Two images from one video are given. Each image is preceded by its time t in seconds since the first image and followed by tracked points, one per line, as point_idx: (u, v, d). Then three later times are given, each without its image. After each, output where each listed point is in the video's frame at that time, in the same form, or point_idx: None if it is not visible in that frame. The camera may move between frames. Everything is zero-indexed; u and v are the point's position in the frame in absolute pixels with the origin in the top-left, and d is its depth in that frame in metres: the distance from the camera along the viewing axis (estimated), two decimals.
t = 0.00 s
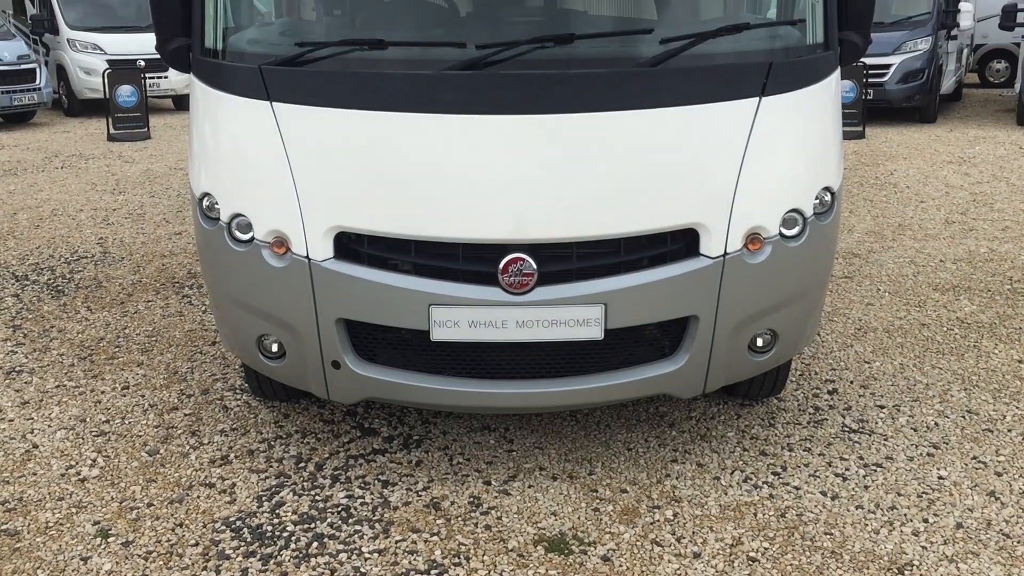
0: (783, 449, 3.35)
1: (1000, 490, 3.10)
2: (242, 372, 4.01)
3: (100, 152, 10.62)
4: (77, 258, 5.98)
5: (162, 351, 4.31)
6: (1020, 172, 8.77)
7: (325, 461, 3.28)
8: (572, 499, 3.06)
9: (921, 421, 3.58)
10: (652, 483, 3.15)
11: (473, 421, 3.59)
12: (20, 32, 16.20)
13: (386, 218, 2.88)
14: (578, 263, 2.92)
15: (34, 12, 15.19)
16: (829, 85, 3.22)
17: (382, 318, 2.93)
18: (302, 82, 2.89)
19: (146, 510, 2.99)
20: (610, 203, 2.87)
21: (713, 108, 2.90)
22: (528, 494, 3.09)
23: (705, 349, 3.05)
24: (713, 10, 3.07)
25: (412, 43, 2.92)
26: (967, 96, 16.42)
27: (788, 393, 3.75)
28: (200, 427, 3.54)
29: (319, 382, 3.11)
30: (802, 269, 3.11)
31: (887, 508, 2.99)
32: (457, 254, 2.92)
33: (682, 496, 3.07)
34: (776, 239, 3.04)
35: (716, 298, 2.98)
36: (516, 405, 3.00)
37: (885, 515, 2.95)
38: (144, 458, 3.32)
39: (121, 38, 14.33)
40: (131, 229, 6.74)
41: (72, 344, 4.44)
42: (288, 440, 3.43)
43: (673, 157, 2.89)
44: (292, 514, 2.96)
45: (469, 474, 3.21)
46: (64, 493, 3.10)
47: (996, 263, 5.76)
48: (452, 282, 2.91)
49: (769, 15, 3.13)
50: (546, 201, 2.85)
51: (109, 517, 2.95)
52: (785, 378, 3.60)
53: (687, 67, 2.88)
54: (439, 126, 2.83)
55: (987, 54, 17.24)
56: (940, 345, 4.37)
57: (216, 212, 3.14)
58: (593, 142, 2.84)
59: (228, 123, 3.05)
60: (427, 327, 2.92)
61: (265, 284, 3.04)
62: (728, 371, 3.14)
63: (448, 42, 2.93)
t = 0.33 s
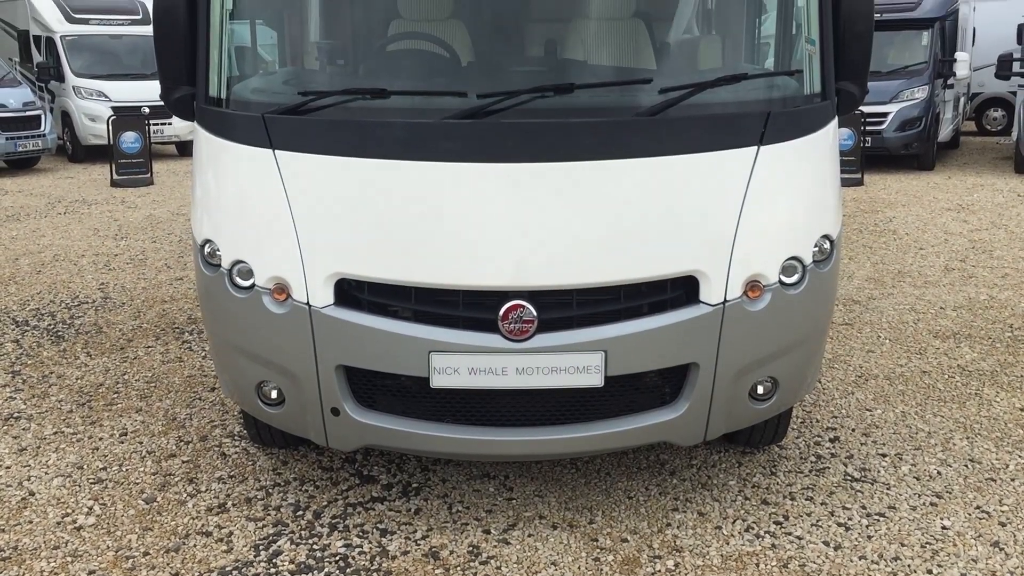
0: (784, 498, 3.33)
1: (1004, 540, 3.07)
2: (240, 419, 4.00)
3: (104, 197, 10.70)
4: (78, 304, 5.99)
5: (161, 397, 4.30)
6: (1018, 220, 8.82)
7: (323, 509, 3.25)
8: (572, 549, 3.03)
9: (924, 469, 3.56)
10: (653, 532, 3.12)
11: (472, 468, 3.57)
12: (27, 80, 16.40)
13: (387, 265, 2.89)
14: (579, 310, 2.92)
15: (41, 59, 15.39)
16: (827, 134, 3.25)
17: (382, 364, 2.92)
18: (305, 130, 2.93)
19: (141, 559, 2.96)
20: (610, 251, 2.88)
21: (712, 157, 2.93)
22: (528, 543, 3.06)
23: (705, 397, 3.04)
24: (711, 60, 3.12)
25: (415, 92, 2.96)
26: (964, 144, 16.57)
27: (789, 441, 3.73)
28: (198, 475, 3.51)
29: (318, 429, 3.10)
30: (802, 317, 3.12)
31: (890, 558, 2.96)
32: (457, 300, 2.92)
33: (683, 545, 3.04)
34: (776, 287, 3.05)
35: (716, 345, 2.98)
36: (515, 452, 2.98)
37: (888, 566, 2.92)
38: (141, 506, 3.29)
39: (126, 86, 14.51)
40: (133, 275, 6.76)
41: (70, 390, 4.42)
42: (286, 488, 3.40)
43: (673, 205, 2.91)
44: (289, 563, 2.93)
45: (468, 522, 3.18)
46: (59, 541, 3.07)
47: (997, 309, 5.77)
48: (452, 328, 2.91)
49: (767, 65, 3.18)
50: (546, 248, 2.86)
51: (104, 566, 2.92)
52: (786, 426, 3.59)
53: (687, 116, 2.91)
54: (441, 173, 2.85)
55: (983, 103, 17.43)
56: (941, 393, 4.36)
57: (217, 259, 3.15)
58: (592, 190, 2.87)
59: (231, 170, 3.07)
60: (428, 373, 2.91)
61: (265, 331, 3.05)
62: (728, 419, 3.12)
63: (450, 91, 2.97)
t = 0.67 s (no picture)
0: (786, 542, 3.30)
1: None
2: (239, 460, 3.98)
3: (106, 238, 10.74)
4: (78, 344, 5.98)
5: (160, 438, 4.28)
6: (1018, 263, 8.84)
7: (320, 552, 3.22)
8: None
9: (926, 514, 3.53)
10: None
11: (472, 511, 3.55)
12: (32, 121, 16.55)
13: (388, 306, 2.90)
14: (579, 352, 2.92)
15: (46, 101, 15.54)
16: (826, 178, 3.27)
17: (381, 406, 2.92)
18: (307, 173, 2.96)
19: None
20: (610, 294, 2.89)
21: (711, 200, 2.95)
22: None
23: (706, 440, 3.03)
24: (710, 104, 3.16)
25: (416, 135, 2.99)
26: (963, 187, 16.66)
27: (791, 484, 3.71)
28: (195, 517, 3.48)
29: (317, 471, 3.08)
30: (802, 360, 3.11)
31: None
32: (457, 342, 2.92)
33: None
34: (776, 330, 3.05)
35: (716, 388, 2.97)
36: (515, 495, 2.96)
37: None
38: (137, 549, 3.26)
39: (131, 127, 14.64)
40: (134, 315, 6.77)
41: (69, 431, 4.40)
42: (284, 531, 3.37)
43: (672, 248, 2.93)
44: None
45: (467, 567, 3.15)
46: None
47: (998, 353, 5.76)
48: (452, 371, 2.91)
49: (766, 109, 3.23)
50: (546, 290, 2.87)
51: None
52: (787, 470, 3.57)
53: (686, 159, 2.94)
54: (441, 216, 2.87)
55: (982, 146, 17.55)
56: (943, 437, 4.34)
57: (218, 300, 3.16)
58: (592, 233, 2.88)
59: (233, 212, 3.09)
60: (427, 415, 2.90)
61: (265, 372, 3.04)
62: (728, 463, 3.10)
63: (451, 135, 3.00)
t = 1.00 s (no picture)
0: None
1: None
2: (236, 499, 3.95)
3: (106, 275, 10.77)
4: (76, 381, 5.97)
5: (157, 476, 4.26)
6: (1017, 302, 8.85)
7: None
8: None
9: (928, 555, 3.50)
10: None
11: (470, 551, 3.52)
12: (35, 158, 16.66)
13: (388, 345, 2.90)
14: (578, 391, 2.92)
15: (50, 139, 15.66)
16: (825, 216, 3.29)
17: (380, 444, 2.91)
18: (307, 212, 2.98)
19: None
20: (610, 332, 2.89)
21: (710, 239, 2.97)
22: None
23: (706, 479, 3.01)
24: (710, 143, 3.19)
25: (416, 174, 3.02)
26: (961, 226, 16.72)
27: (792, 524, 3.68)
28: (191, 556, 3.46)
29: (314, 510, 3.06)
30: (802, 399, 3.11)
31: None
32: (457, 380, 2.92)
33: None
34: (775, 369, 3.05)
35: (716, 427, 2.96)
36: (513, 534, 2.94)
37: None
38: None
39: (133, 165, 14.74)
40: (133, 352, 6.76)
41: (65, 469, 4.38)
42: (281, 571, 3.34)
43: (672, 286, 2.94)
44: None
45: None
46: None
47: (998, 392, 5.75)
48: (451, 409, 2.91)
49: (764, 148, 3.26)
50: (546, 329, 2.88)
51: None
52: (787, 510, 3.54)
53: (685, 198, 2.96)
54: (441, 254, 2.88)
55: (980, 186, 17.64)
56: (944, 476, 4.32)
57: (217, 337, 3.16)
58: (592, 271, 2.89)
59: (234, 249, 3.10)
60: (426, 453, 2.89)
61: (263, 410, 3.04)
62: (728, 502, 3.08)
63: (451, 173, 3.02)
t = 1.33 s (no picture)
0: None
1: None
2: (234, 536, 3.92)
3: (105, 310, 10.77)
4: (74, 417, 5.95)
5: (154, 513, 4.23)
6: (1017, 339, 8.85)
7: None
8: None
9: None
10: None
11: None
12: (36, 194, 16.73)
13: (387, 380, 2.90)
14: (578, 427, 2.91)
15: (52, 175, 15.74)
16: (823, 252, 3.29)
17: (379, 480, 2.89)
18: (306, 248, 2.99)
19: None
20: (609, 368, 2.89)
21: (709, 275, 2.97)
22: None
23: (706, 516, 2.99)
24: (709, 180, 3.21)
25: (416, 210, 3.03)
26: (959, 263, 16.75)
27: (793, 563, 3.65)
28: None
29: (312, 548, 3.03)
30: (803, 435, 3.09)
31: None
32: (456, 416, 2.91)
33: None
34: (776, 405, 3.04)
35: (716, 463, 2.95)
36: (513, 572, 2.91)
37: None
38: None
39: (134, 201, 14.80)
40: (131, 388, 6.74)
41: (62, 506, 4.35)
42: None
43: (671, 322, 2.94)
44: None
45: None
46: None
47: (1000, 429, 5.72)
48: (450, 445, 2.89)
49: (762, 184, 3.27)
50: (546, 365, 2.88)
51: None
52: (789, 548, 3.51)
53: (684, 235, 2.98)
54: (441, 290, 2.89)
55: (978, 223, 17.72)
56: (947, 514, 4.29)
57: (217, 373, 3.15)
58: (592, 307, 2.90)
59: (234, 285, 3.10)
60: (425, 490, 2.87)
61: (262, 446, 3.02)
62: (729, 540, 3.06)
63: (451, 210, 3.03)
